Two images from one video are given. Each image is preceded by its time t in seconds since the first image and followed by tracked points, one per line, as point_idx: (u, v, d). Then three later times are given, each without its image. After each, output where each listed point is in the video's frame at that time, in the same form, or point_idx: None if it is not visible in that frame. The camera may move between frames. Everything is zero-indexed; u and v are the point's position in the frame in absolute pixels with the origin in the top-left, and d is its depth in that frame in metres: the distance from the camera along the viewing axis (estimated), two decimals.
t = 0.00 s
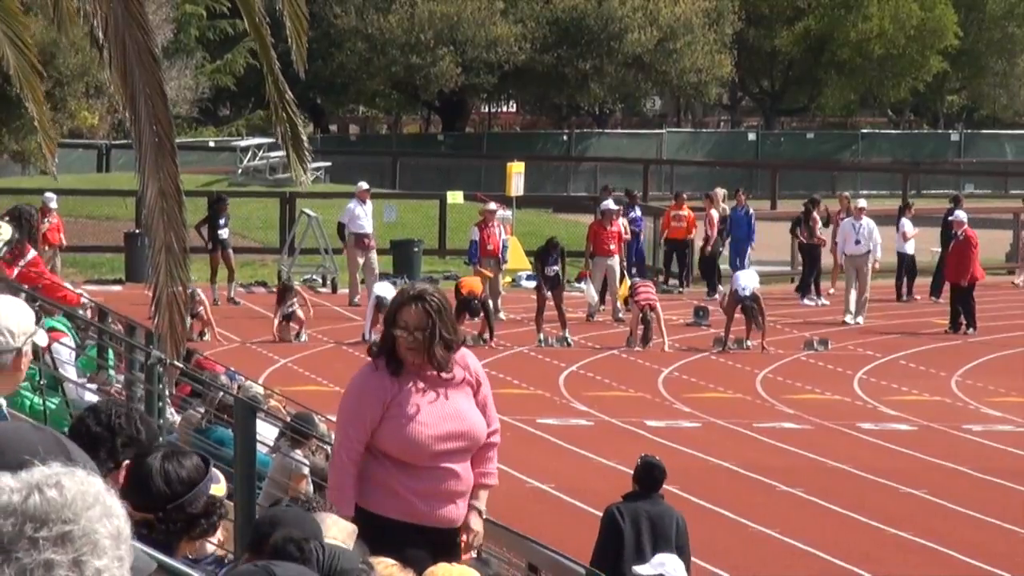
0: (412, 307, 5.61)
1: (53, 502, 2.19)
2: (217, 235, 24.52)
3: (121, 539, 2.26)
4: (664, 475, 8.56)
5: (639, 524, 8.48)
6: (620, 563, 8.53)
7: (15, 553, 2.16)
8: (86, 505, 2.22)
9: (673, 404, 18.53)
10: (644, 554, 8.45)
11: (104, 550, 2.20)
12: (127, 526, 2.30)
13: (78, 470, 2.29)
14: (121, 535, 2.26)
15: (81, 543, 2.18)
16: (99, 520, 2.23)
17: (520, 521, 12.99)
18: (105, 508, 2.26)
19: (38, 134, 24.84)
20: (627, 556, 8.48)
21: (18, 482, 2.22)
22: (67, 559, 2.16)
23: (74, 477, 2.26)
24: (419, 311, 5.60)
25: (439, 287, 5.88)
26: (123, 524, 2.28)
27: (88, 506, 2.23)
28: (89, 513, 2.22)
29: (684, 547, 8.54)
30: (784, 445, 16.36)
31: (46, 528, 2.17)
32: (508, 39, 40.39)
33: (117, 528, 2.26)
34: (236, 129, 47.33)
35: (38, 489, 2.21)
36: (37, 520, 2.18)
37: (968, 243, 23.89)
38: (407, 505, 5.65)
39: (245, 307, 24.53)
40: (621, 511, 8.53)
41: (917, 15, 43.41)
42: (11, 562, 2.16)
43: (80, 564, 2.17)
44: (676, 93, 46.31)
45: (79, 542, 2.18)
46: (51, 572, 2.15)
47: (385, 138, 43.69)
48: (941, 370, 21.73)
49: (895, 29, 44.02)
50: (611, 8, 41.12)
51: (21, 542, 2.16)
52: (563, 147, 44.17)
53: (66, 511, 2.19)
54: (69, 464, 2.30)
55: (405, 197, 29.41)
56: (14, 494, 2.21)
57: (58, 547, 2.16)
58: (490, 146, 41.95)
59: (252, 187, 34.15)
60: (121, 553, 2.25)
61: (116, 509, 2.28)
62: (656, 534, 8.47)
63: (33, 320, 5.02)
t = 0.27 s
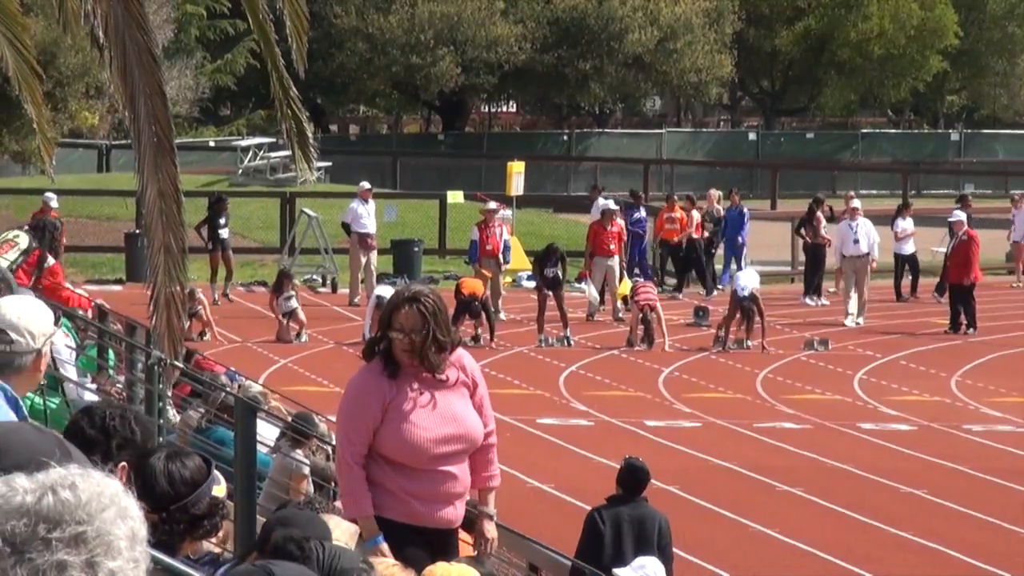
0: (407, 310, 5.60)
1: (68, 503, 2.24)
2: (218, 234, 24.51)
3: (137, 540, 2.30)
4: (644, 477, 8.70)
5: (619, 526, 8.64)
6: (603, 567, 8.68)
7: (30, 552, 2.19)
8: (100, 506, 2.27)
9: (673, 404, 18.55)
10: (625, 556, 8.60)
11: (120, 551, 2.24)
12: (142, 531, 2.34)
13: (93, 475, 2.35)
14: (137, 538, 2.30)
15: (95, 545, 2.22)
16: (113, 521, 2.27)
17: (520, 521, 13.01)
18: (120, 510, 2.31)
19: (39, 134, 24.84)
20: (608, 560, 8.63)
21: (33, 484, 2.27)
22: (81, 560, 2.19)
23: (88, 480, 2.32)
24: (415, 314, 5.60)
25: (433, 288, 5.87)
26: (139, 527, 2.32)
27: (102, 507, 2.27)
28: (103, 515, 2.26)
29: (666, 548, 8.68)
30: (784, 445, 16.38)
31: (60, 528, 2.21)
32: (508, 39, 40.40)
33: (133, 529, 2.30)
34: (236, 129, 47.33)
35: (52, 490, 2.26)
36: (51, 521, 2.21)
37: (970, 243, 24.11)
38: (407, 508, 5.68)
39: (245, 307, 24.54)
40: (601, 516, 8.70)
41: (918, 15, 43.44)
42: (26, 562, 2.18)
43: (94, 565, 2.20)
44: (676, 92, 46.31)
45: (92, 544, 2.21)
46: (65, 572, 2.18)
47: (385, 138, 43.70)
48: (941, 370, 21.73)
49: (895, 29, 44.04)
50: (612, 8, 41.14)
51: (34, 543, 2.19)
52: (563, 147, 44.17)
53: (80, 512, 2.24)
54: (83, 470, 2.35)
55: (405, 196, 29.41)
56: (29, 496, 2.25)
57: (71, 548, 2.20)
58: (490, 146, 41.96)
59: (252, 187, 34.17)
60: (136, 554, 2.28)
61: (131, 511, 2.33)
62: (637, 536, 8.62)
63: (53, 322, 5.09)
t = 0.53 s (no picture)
0: (409, 310, 5.60)
1: (78, 505, 2.27)
2: (218, 234, 24.49)
3: (147, 544, 2.33)
4: (629, 471, 8.78)
5: (601, 518, 8.72)
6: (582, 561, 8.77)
7: (40, 555, 2.21)
8: (110, 509, 2.30)
9: (674, 404, 18.54)
10: (606, 549, 8.68)
11: (129, 554, 2.26)
12: (153, 536, 2.37)
13: (103, 479, 2.39)
14: (147, 541, 2.33)
15: (104, 547, 2.24)
16: (124, 524, 2.30)
17: (520, 520, 13.01)
18: (131, 513, 2.34)
19: (39, 134, 24.82)
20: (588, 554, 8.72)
21: (43, 486, 2.31)
22: (90, 563, 2.22)
23: (98, 484, 2.36)
24: (418, 313, 5.59)
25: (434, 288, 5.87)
26: (150, 532, 2.35)
27: (112, 511, 2.30)
28: (113, 518, 2.29)
29: (648, 543, 8.72)
30: (784, 445, 16.38)
31: (70, 531, 2.24)
32: (508, 39, 40.38)
33: (143, 533, 2.33)
34: (236, 129, 47.30)
35: (63, 493, 2.29)
36: (61, 523, 2.25)
37: (974, 243, 24.12)
38: (408, 508, 5.67)
39: (245, 307, 24.53)
40: (582, 507, 8.79)
41: (918, 15, 43.42)
42: (36, 564, 2.21)
43: (104, 567, 2.23)
44: (676, 92, 46.29)
45: (101, 547, 2.24)
46: (74, 574, 2.21)
47: (385, 138, 43.65)
48: (941, 370, 21.73)
49: (895, 30, 44.01)
50: (612, 8, 41.13)
51: (44, 546, 2.22)
52: (563, 147, 44.14)
53: (90, 514, 2.27)
54: (92, 475, 2.39)
55: (405, 197, 29.40)
56: (40, 498, 2.29)
57: (81, 549, 2.22)
58: (490, 146, 41.94)
59: (252, 187, 34.16)
60: (146, 557, 2.31)
61: (143, 515, 2.36)
62: (618, 533, 8.69)
63: (63, 322, 5.06)
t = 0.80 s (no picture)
0: (416, 307, 5.64)
1: (78, 506, 2.28)
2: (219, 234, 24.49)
3: (148, 545, 2.34)
4: (631, 471, 8.78)
5: (602, 517, 8.74)
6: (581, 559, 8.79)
7: (39, 555, 2.23)
8: (110, 510, 2.31)
9: (674, 404, 18.55)
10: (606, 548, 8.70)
11: (129, 554, 2.28)
12: (154, 535, 2.37)
13: (104, 478, 2.40)
14: (149, 542, 2.34)
15: (104, 548, 2.25)
16: (124, 524, 2.31)
17: (521, 520, 13.02)
18: (132, 512, 2.35)
19: (40, 134, 24.83)
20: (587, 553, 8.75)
21: (43, 486, 2.32)
22: (90, 563, 2.23)
23: (100, 484, 2.36)
24: (426, 311, 5.65)
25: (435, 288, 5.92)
26: (151, 531, 2.36)
27: (113, 511, 2.31)
28: (113, 518, 2.30)
29: (649, 542, 8.75)
30: (785, 445, 16.38)
31: (70, 531, 2.25)
32: (508, 39, 40.43)
33: (143, 533, 2.34)
34: (237, 130, 47.33)
35: (63, 493, 2.30)
36: (61, 524, 2.26)
37: (975, 244, 24.08)
38: (409, 507, 5.67)
39: (246, 307, 24.53)
40: (584, 507, 8.80)
41: (918, 15, 43.47)
42: (35, 564, 2.23)
43: (103, 567, 2.24)
44: (676, 92, 46.30)
45: (101, 547, 2.25)
46: (73, 573, 2.22)
47: (385, 138, 43.67)
48: (941, 370, 21.73)
49: (895, 30, 44.04)
50: (612, 8, 41.18)
51: (44, 546, 2.23)
52: (564, 147, 44.15)
53: (90, 515, 2.28)
54: (94, 473, 2.40)
55: (405, 197, 29.41)
56: (40, 499, 2.30)
57: (81, 549, 2.24)
58: (490, 146, 41.98)
59: (253, 187, 34.18)
60: (146, 557, 2.32)
61: (144, 516, 2.37)
62: (618, 531, 8.71)
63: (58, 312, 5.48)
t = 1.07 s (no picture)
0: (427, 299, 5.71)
1: (76, 505, 2.30)
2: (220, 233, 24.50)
3: (147, 543, 2.36)
4: (639, 466, 8.80)
5: (610, 513, 8.75)
6: (589, 553, 8.80)
7: (37, 556, 2.26)
8: (109, 509, 2.33)
9: (674, 404, 18.56)
10: (614, 541, 8.75)
11: (129, 553, 2.30)
12: (153, 533, 2.39)
13: (103, 477, 2.42)
14: (148, 540, 2.36)
15: (103, 547, 2.28)
16: (123, 524, 2.32)
17: (521, 520, 13.04)
18: (131, 512, 2.36)
19: (40, 134, 24.85)
20: (596, 546, 8.77)
21: (41, 487, 2.33)
22: (88, 563, 2.26)
23: (99, 483, 2.38)
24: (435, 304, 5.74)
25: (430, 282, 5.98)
26: (149, 531, 2.38)
27: (111, 511, 2.32)
28: (112, 518, 2.32)
29: (656, 537, 8.78)
30: (784, 445, 16.40)
31: (68, 531, 2.28)
32: (509, 39, 40.45)
33: (143, 532, 2.35)
34: (237, 130, 47.34)
35: (61, 493, 2.32)
36: (59, 524, 2.28)
37: (975, 243, 24.17)
38: (422, 503, 5.71)
39: (245, 307, 24.54)
40: (591, 501, 8.81)
41: (918, 15, 43.48)
42: (34, 564, 2.26)
43: (102, 567, 2.27)
44: (677, 93, 46.31)
45: (100, 547, 2.27)
46: (72, 573, 2.25)
47: (386, 138, 43.67)
48: (941, 370, 21.74)
49: (895, 30, 44.06)
50: (612, 9, 41.20)
51: (42, 547, 2.26)
52: (564, 147, 44.16)
53: (88, 514, 2.30)
54: (92, 473, 2.42)
55: (406, 197, 29.43)
56: (39, 499, 2.32)
57: (80, 549, 2.27)
58: (490, 146, 42.01)
59: (253, 187, 34.18)
60: (146, 556, 2.35)
61: (143, 514, 2.38)
62: (628, 526, 8.75)
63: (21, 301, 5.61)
